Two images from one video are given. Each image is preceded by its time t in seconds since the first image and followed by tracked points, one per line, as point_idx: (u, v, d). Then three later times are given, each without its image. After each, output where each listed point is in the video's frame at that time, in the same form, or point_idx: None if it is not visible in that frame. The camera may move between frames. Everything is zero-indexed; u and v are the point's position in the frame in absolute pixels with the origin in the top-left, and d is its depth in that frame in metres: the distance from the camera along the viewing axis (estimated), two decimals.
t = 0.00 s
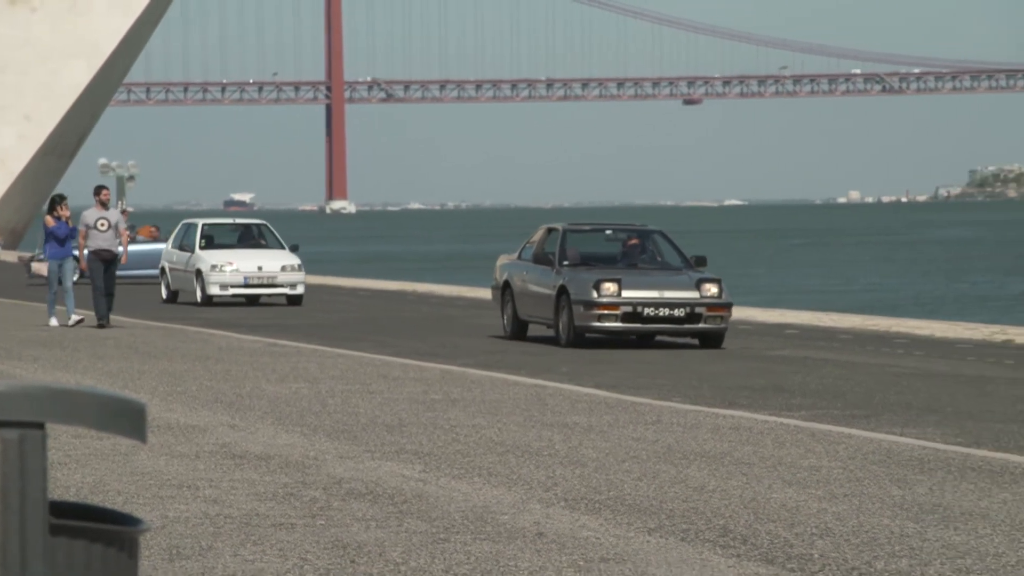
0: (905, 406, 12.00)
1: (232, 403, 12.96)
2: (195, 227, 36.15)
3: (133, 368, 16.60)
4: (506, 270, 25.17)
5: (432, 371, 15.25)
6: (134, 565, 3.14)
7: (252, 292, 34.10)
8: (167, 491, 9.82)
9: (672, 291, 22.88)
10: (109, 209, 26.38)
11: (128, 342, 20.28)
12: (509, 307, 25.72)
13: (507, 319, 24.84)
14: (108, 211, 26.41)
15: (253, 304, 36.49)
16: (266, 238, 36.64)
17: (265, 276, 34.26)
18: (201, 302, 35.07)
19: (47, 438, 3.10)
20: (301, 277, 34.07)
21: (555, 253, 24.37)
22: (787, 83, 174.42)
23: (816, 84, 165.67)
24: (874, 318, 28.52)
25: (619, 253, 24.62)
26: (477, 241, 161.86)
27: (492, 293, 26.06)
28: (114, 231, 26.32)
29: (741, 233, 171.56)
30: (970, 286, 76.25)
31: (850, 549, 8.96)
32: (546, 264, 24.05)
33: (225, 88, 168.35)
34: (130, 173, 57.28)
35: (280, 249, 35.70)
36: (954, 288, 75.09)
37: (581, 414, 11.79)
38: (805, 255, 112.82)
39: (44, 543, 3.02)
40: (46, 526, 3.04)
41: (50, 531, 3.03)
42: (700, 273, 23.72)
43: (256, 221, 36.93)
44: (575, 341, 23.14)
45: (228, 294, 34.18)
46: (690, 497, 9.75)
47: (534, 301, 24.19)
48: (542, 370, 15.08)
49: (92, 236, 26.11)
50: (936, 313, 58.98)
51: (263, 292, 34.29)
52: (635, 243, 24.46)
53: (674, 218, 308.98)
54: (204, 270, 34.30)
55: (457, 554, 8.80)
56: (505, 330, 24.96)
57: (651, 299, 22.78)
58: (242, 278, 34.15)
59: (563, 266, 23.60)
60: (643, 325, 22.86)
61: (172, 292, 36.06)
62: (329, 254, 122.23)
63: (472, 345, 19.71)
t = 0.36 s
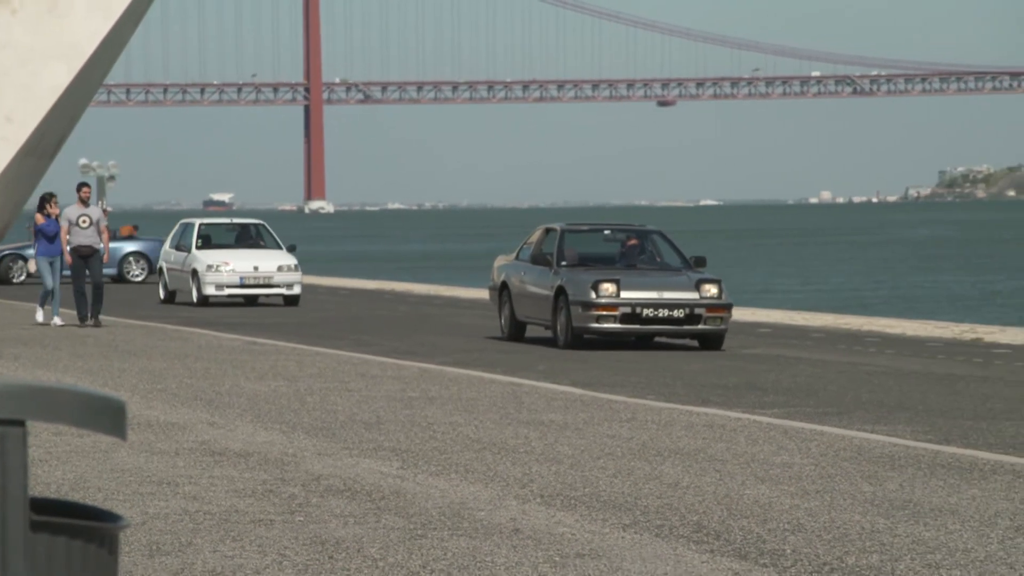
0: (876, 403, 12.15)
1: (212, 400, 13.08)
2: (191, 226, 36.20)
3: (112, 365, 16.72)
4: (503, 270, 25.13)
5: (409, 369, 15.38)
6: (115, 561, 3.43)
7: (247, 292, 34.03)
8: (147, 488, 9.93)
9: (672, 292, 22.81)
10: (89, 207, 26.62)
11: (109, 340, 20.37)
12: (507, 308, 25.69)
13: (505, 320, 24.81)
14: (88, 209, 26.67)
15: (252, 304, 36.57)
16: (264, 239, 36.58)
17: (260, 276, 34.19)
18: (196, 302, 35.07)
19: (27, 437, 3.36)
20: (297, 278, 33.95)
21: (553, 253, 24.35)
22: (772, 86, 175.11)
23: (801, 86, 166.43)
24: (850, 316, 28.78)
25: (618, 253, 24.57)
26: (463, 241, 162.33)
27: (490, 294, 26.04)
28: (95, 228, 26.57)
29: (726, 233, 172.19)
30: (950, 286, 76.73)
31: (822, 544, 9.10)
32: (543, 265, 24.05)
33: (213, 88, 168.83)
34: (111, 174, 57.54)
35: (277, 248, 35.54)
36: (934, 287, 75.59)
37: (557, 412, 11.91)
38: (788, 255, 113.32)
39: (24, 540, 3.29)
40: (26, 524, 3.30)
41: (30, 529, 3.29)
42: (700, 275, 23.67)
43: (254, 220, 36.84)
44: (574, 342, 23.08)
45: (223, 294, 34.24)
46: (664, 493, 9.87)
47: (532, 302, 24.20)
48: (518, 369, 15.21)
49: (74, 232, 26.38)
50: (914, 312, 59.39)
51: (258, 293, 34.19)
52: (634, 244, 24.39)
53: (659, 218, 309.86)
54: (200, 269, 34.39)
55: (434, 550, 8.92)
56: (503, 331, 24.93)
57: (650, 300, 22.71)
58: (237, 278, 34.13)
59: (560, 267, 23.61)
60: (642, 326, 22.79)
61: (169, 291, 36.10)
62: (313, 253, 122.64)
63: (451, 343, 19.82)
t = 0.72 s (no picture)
0: (857, 403, 12.27)
1: (200, 400, 13.17)
2: (196, 227, 36.11)
3: (101, 365, 16.80)
4: (508, 272, 25.00)
5: (395, 369, 15.50)
6: (100, 559, 3.46)
7: (253, 295, 34.02)
8: (135, 487, 10.03)
9: (679, 295, 22.66)
10: (87, 209, 26.48)
11: (97, 340, 20.42)
12: (511, 310, 25.55)
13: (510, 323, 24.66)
14: (86, 212, 26.51)
15: (257, 306, 36.58)
16: (270, 241, 36.45)
17: (266, 278, 34.15)
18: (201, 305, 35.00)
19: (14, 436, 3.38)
20: (303, 280, 33.85)
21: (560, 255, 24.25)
22: (761, 88, 175.41)
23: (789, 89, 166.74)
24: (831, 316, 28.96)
25: (625, 255, 24.47)
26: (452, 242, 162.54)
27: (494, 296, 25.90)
28: (93, 231, 26.44)
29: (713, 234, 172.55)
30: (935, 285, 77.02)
31: (802, 541, 9.22)
32: (551, 267, 23.87)
33: (204, 92, 168.91)
34: (100, 176, 57.61)
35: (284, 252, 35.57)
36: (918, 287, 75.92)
37: (541, 411, 12.02)
38: (776, 255, 113.61)
39: (13, 540, 3.34)
40: (14, 522, 3.34)
41: (19, 528, 3.34)
42: (708, 277, 23.52)
43: (260, 221, 36.63)
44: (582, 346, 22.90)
45: (228, 296, 34.21)
46: (647, 492, 9.99)
47: (540, 305, 23.99)
48: (503, 368, 15.31)
49: (71, 234, 26.19)
50: (898, 312, 59.66)
51: (263, 295, 34.20)
52: (642, 246, 24.29)
53: (647, 218, 310.31)
54: (205, 271, 34.32)
55: (420, 549, 9.03)
56: (509, 333, 24.77)
57: (658, 303, 22.55)
58: (243, 280, 34.12)
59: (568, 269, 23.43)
60: (649, 329, 22.64)
61: (175, 294, 36.09)
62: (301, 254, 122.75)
63: (438, 343, 19.92)
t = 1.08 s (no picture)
0: (831, 403, 12.46)
1: (186, 401, 13.29)
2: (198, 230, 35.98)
3: (90, 366, 16.91)
4: (511, 277, 24.96)
5: (377, 370, 15.64)
6: (90, 556, 3.40)
7: (255, 298, 34.08)
8: (122, 486, 10.17)
9: (684, 298, 22.63)
10: (79, 213, 26.64)
11: (82, 342, 20.49)
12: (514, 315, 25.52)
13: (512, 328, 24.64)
14: (78, 215, 26.66)
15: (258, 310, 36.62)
16: (272, 245, 36.47)
17: (267, 282, 34.22)
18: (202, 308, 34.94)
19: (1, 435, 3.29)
20: (304, 284, 33.81)
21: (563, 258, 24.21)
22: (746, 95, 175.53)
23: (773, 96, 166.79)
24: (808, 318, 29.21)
25: (629, 259, 24.44)
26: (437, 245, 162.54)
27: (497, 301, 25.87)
28: (85, 234, 26.57)
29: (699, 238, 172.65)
30: (916, 289, 77.37)
31: (778, 539, 9.39)
32: (554, 270, 23.82)
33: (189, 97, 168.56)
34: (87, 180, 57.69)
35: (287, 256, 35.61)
36: (901, 290, 76.13)
37: (523, 412, 12.19)
38: (761, 258, 113.78)
39: None
40: None
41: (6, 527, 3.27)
42: (714, 280, 23.49)
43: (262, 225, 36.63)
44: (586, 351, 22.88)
45: (229, 299, 34.14)
46: (625, 491, 10.15)
47: (543, 309, 23.96)
48: (483, 370, 15.47)
49: (64, 237, 26.32)
50: (878, 315, 59.98)
51: (264, 298, 34.25)
52: (645, 250, 24.26)
53: (627, 221, 310.23)
54: (206, 275, 34.23)
55: (402, 547, 9.18)
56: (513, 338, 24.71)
57: (662, 307, 22.53)
58: (244, 284, 34.15)
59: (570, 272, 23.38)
60: (654, 333, 22.63)
61: (178, 297, 36.07)
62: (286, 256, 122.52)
63: (418, 345, 20.09)
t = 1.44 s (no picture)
0: (796, 400, 12.70)
1: (166, 398, 13.48)
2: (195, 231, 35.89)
3: (72, 364, 17.10)
4: (507, 278, 25.02)
5: (354, 369, 15.82)
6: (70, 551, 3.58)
7: (251, 299, 33.93)
8: (103, 482, 10.36)
9: (682, 300, 22.72)
10: (65, 213, 26.73)
11: (63, 341, 20.64)
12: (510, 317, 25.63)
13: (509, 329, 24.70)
14: (65, 215, 26.77)
15: (255, 311, 36.61)
16: (269, 245, 36.44)
17: (263, 282, 34.14)
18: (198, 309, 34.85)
19: None
20: (300, 284, 33.76)
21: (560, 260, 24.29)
22: (728, 98, 175.83)
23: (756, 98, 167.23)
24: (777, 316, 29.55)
25: (625, 260, 24.53)
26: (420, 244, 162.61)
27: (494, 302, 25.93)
28: (71, 234, 26.70)
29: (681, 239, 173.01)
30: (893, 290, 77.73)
31: (745, 533, 9.62)
32: (550, 271, 23.93)
33: (171, 99, 168.40)
34: (69, 182, 57.75)
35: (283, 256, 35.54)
36: (880, 291, 76.47)
37: (496, 409, 12.41)
38: (742, 259, 114.13)
39: None
40: None
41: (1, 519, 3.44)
42: (711, 281, 23.61)
43: (258, 226, 36.63)
44: (583, 351, 22.92)
45: (225, 300, 34.02)
46: (597, 486, 10.38)
47: (540, 310, 24.05)
48: (457, 367, 15.70)
49: (50, 238, 26.48)
50: (851, 314, 60.35)
51: (261, 298, 34.17)
52: (642, 250, 24.34)
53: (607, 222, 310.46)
54: (202, 276, 34.13)
55: (378, 541, 9.40)
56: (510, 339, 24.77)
57: (660, 308, 22.62)
58: (240, 284, 34.04)
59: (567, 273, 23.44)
60: (651, 334, 22.70)
61: (175, 298, 36.04)
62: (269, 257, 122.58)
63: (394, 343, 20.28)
